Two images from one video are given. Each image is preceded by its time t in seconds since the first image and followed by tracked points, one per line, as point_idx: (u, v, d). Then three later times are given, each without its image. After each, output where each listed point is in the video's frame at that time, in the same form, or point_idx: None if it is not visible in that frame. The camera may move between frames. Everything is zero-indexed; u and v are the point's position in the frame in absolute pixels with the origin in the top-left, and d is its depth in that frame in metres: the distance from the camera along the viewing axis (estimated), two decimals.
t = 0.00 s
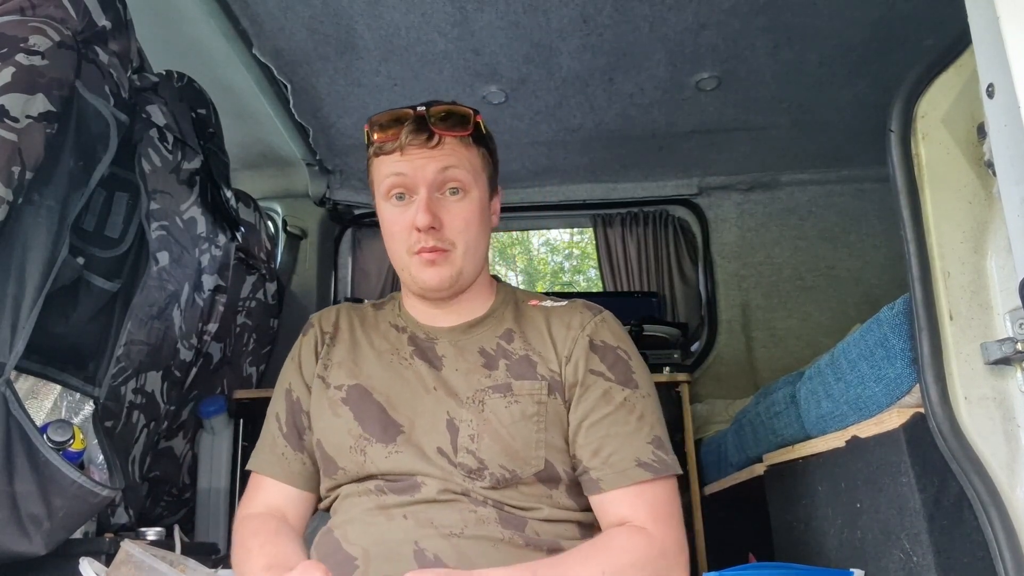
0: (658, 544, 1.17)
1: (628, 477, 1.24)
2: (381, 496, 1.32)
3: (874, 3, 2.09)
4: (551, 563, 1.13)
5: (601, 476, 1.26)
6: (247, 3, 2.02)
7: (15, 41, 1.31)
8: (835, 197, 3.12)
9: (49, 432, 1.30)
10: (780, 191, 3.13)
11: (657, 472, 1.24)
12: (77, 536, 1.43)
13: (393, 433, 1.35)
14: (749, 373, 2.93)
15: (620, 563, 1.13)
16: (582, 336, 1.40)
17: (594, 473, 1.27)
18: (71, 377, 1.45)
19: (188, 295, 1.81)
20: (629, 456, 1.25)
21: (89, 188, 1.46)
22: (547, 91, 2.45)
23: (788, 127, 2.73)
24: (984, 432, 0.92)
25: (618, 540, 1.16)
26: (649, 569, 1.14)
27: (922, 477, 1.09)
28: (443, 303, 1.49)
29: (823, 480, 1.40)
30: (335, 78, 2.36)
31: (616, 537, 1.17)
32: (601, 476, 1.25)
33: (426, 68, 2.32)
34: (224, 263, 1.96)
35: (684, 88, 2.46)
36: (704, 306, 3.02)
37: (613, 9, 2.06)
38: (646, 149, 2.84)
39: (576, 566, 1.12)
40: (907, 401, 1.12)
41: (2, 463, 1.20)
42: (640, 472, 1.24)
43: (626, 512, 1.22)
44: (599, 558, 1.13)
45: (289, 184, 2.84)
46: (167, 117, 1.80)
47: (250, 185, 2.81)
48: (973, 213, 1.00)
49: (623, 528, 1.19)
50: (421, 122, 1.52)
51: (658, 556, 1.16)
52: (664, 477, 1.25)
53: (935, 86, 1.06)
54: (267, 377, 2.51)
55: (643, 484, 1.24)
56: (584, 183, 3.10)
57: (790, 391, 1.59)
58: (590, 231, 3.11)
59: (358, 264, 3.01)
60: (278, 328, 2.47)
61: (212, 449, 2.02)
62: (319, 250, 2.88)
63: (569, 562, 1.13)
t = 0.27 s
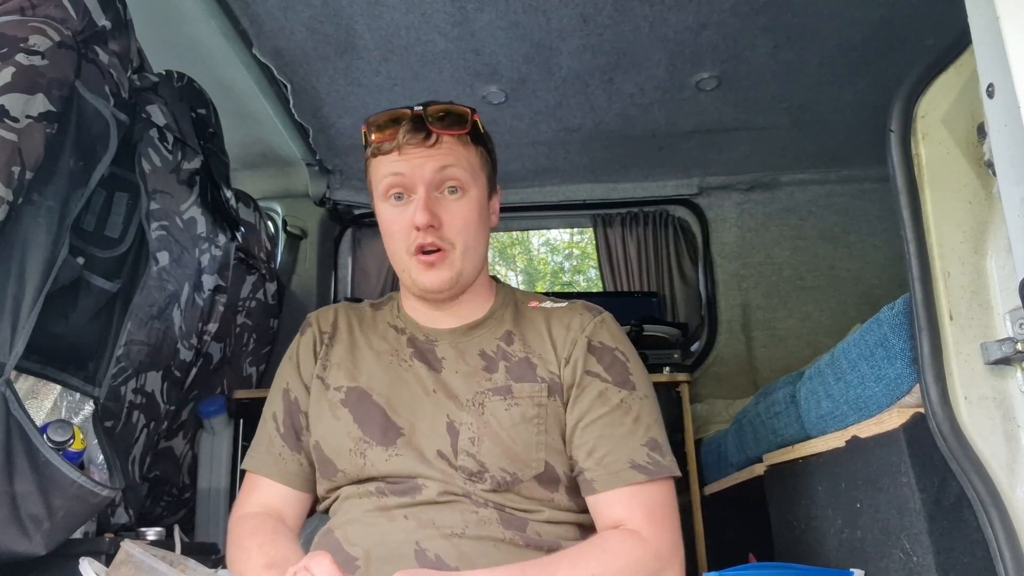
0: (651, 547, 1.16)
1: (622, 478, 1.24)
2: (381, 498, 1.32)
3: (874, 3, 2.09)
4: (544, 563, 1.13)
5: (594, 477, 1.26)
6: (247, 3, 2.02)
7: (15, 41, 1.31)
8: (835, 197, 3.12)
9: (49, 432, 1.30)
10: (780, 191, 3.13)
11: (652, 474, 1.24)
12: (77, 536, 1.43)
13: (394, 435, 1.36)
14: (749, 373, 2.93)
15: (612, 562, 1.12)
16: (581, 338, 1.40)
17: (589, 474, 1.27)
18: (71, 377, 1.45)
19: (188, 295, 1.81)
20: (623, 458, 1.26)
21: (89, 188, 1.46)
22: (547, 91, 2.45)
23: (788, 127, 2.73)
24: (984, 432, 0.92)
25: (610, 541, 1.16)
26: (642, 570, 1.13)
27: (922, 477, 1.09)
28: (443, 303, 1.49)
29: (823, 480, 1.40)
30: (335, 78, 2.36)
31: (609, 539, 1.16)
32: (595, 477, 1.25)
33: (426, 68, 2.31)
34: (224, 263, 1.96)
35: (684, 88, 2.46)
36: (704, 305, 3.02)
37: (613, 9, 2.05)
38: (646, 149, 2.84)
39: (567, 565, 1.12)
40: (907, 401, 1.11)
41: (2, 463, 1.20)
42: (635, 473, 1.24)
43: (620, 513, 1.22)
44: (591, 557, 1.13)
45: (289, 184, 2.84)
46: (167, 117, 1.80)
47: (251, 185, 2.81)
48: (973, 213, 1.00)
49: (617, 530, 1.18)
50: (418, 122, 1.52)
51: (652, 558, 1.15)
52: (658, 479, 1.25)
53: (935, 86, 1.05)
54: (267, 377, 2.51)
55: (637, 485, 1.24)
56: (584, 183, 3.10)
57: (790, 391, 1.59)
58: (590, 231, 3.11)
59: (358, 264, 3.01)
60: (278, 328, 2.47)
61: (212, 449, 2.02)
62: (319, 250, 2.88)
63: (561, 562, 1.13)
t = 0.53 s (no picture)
0: (649, 549, 1.16)
1: (619, 478, 1.23)
2: (382, 497, 1.32)
3: (874, 3, 2.09)
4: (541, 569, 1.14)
5: (592, 477, 1.25)
6: (247, 3, 2.02)
7: (15, 41, 1.31)
8: (835, 198, 3.12)
9: (49, 432, 1.30)
10: (780, 191, 3.13)
11: (649, 474, 1.24)
12: (77, 536, 1.43)
13: (393, 435, 1.36)
14: (749, 373, 2.93)
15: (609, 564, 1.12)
16: (578, 337, 1.40)
17: (585, 473, 1.26)
18: (71, 378, 1.45)
19: (188, 294, 1.81)
20: (620, 456, 1.25)
21: (89, 188, 1.46)
22: (547, 91, 2.45)
23: (788, 127, 2.73)
24: (984, 431, 0.92)
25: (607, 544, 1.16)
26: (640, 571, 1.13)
27: (922, 477, 1.09)
28: (439, 300, 1.48)
29: (822, 480, 1.40)
30: (335, 78, 2.36)
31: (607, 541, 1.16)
32: (592, 476, 1.25)
33: (426, 68, 2.32)
34: (224, 263, 1.96)
35: (684, 88, 2.46)
36: (704, 305, 3.02)
37: (613, 9, 2.06)
38: (646, 149, 2.84)
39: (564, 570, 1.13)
40: (907, 401, 1.11)
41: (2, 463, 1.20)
42: (632, 473, 1.23)
43: (617, 514, 1.22)
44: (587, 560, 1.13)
45: (289, 184, 2.84)
46: (167, 117, 1.80)
47: (250, 185, 2.81)
48: (973, 213, 1.00)
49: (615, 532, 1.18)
50: (414, 121, 1.53)
51: (650, 560, 1.15)
52: (656, 478, 1.24)
53: (935, 87, 1.05)
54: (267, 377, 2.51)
55: (635, 485, 1.23)
56: (584, 183, 3.10)
57: (790, 391, 1.59)
58: (590, 231, 3.11)
59: (358, 264, 3.01)
60: (278, 328, 2.47)
61: (212, 448, 2.01)
62: (319, 250, 2.88)
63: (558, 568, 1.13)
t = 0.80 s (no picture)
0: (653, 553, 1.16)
1: (621, 481, 1.24)
2: (382, 496, 1.32)
3: (874, 3, 2.09)
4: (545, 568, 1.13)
5: (594, 479, 1.26)
6: (247, 3, 2.02)
7: (15, 41, 1.31)
8: (835, 197, 3.12)
9: (49, 431, 1.30)
10: (780, 191, 3.13)
11: (651, 478, 1.24)
12: (77, 537, 1.43)
13: (394, 433, 1.36)
14: (749, 373, 2.93)
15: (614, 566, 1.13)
16: (583, 338, 1.40)
17: (588, 476, 1.27)
18: (71, 378, 1.45)
19: (188, 295, 1.81)
20: (622, 460, 1.25)
21: (89, 188, 1.46)
22: (546, 91, 2.45)
23: (788, 127, 2.73)
24: (984, 431, 0.92)
25: (612, 547, 1.16)
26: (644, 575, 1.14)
27: (922, 477, 1.09)
28: (442, 302, 1.48)
29: (822, 480, 1.41)
30: (335, 78, 2.36)
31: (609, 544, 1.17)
32: (595, 479, 1.25)
33: (426, 68, 2.32)
34: (224, 263, 1.97)
35: (684, 88, 2.46)
36: (704, 305, 3.02)
37: (613, 9, 2.06)
38: (646, 149, 2.84)
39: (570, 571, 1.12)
40: (907, 401, 1.12)
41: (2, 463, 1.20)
42: (634, 477, 1.24)
43: (619, 518, 1.22)
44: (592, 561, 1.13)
45: (289, 184, 2.84)
46: (167, 117, 1.80)
47: (250, 185, 2.82)
48: (973, 213, 1.00)
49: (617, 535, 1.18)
50: (419, 123, 1.52)
51: (654, 563, 1.15)
52: (658, 484, 1.24)
53: (935, 86, 1.05)
54: (267, 377, 2.51)
55: (638, 488, 1.24)
56: (584, 183, 3.10)
57: (789, 391, 1.59)
58: (590, 231, 3.11)
59: (358, 264, 3.02)
60: (278, 328, 2.47)
61: (212, 448, 2.01)
62: (319, 250, 2.87)
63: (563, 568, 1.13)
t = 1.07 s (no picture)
0: (666, 546, 1.18)
1: (631, 476, 1.24)
2: (380, 493, 1.32)
3: (873, 3, 2.09)
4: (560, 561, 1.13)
5: (604, 474, 1.26)
6: (247, 3, 2.02)
7: (15, 41, 1.31)
8: (835, 197, 3.12)
9: (49, 431, 1.30)
10: (780, 191, 3.13)
11: (661, 472, 1.25)
12: (76, 537, 1.43)
13: (395, 428, 1.36)
14: (749, 373, 2.93)
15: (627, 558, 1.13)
16: (589, 334, 1.40)
17: (597, 470, 1.27)
18: (71, 378, 1.45)
19: (188, 294, 1.81)
20: (632, 455, 1.26)
21: (89, 188, 1.46)
22: (546, 91, 2.45)
23: (788, 127, 2.73)
24: (985, 431, 0.92)
25: (625, 540, 1.17)
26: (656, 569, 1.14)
27: (921, 477, 1.09)
28: (448, 302, 1.49)
29: (823, 480, 1.40)
30: (335, 78, 2.36)
31: (622, 538, 1.17)
32: (605, 474, 1.26)
33: (426, 68, 2.31)
34: (224, 263, 1.97)
35: (684, 88, 2.46)
36: (704, 305, 3.02)
37: (613, 9, 2.06)
38: (646, 149, 2.84)
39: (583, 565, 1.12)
40: (907, 401, 1.12)
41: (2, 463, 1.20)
42: (644, 471, 1.24)
43: (631, 513, 1.23)
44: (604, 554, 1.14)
45: (289, 184, 2.84)
46: (167, 117, 1.80)
47: (250, 185, 2.82)
48: (973, 213, 1.00)
49: (626, 530, 1.19)
50: (429, 123, 1.52)
51: (668, 556, 1.17)
52: (666, 478, 1.26)
53: (935, 87, 1.05)
54: (267, 377, 2.51)
55: (648, 484, 1.24)
56: (584, 183, 3.10)
57: (789, 391, 1.59)
58: (590, 231, 3.11)
59: (358, 264, 3.02)
60: (277, 328, 2.47)
61: (212, 449, 2.01)
62: (319, 250, 2.87)
63: (579, 560, 1.13)
